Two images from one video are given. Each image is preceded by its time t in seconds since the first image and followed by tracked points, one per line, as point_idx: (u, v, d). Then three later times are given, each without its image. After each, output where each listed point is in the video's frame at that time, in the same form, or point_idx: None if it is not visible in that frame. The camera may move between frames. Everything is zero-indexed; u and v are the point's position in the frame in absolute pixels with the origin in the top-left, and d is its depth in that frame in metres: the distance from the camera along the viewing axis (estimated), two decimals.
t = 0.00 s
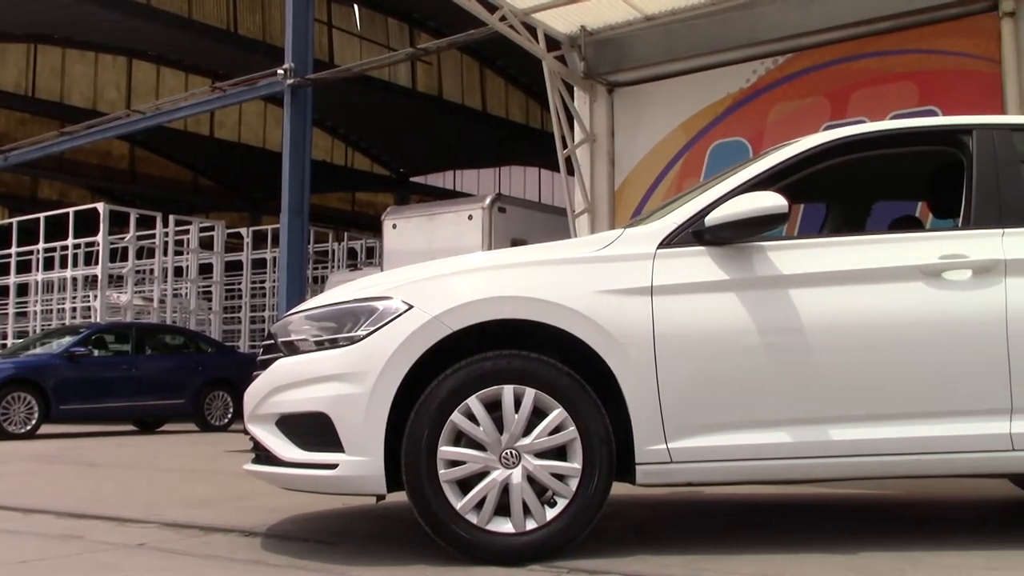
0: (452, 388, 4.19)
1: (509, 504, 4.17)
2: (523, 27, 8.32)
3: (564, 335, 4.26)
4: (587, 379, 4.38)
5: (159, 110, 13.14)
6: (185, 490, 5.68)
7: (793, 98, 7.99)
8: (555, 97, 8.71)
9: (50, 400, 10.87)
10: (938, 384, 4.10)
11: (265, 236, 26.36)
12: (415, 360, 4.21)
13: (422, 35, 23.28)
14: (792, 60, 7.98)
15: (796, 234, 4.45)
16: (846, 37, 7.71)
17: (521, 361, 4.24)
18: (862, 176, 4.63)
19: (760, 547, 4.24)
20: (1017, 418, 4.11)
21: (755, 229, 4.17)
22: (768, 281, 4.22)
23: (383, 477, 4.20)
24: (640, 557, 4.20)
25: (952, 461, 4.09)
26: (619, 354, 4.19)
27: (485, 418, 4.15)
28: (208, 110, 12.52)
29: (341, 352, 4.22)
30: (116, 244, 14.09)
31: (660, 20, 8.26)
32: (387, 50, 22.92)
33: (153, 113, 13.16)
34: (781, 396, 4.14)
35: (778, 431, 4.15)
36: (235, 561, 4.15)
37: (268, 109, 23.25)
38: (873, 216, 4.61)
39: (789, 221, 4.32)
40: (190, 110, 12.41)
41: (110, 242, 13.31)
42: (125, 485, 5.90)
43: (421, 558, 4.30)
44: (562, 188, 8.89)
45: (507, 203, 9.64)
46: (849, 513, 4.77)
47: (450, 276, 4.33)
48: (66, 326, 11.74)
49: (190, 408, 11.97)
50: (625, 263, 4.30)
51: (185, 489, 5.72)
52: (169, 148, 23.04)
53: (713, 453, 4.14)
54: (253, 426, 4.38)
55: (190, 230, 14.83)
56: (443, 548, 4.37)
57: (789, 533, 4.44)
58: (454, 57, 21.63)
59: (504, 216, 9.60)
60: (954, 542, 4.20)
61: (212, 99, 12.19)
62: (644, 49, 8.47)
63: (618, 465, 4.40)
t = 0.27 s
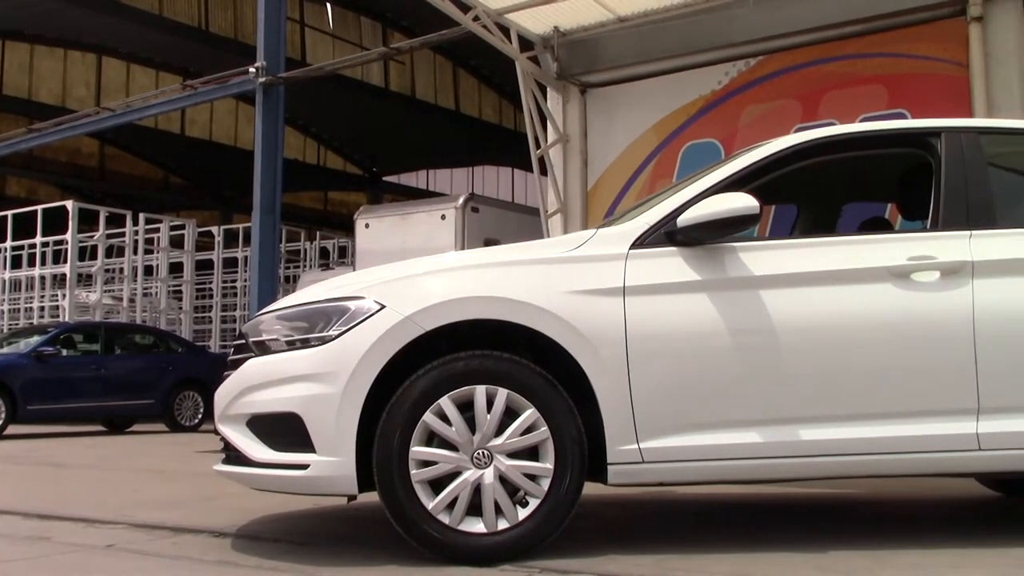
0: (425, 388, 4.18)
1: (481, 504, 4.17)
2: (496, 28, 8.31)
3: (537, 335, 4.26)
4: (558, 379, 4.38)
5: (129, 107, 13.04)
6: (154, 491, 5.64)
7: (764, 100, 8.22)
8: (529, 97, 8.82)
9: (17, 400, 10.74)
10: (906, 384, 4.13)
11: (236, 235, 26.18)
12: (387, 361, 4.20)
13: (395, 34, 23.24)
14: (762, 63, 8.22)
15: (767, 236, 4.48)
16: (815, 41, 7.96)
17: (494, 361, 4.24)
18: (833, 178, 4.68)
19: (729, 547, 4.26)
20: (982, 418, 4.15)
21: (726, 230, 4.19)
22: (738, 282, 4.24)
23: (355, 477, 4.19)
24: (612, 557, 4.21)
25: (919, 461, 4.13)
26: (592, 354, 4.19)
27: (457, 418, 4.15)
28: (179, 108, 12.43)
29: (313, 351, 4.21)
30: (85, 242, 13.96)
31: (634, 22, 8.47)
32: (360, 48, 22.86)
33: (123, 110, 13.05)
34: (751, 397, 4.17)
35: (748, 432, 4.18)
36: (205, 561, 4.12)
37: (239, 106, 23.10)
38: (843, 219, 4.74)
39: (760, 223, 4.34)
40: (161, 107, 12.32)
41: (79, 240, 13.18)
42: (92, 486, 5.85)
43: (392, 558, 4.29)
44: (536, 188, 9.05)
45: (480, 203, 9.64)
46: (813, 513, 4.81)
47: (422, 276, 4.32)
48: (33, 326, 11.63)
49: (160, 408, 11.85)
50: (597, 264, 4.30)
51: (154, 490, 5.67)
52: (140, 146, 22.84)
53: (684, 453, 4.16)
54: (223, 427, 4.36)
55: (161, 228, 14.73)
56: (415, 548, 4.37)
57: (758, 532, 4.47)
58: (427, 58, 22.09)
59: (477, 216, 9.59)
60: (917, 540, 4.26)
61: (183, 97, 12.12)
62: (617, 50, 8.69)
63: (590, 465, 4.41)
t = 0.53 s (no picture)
0: (398, 388, 4.17)
1: (455, 504, 4.17)
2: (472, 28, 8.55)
3: (510, 335, 4.26)
4: (531, 378, 4.38)
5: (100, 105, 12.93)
6: (123, 492, 5.60)
7: (730, 104, 8.83)
8: (504, 96, 9.35)
9: None
10: (875, 383, 4.16)
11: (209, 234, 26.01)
12: (361, 360, 4.19)
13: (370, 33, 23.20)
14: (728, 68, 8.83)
15: (741, 237, 4.50)
16: (779, 44, 8.56)
17: (467, 361, 4.24)
18: (806, 179, 4.70)
19: (701, 545, 4.28)
20: (951, 418, 4.18)
21: (700, 230, 4.20)
22: (712, 282, 4.25)
23: (328, 477, 4.17)
24: (586, 556, 4.22)
25: (889, 460, 4.16)
26: (566, 354, 4.20)
27: (431, 418, 4.14)
28: (152, 106, 12.34)
29: (285, 351, 4.19)
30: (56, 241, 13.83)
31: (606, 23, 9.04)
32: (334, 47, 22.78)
33: (94, 107, 12.94)
34: (723, 396, 4.18)
35: (720, 431, 4.19)
36: (177, 562, 4.10)
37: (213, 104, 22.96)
38: (815, 219, 4.73)
39: (733, 223, 4.36)
40: (133, 105, 12.23)
41: (49, 238, 13.05)
42: (60, 487, 5.79)
43: (365, 558, 4.28)
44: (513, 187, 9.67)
45: (455, 202, 9.63)
46: (780, 512, 4.85)
47: (396, 276, 4.31)
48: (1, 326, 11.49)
49: (131, 407, 11.75)
50: (571, 264, 4.31)
51: (123, 491, 5.63)
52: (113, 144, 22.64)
53: (658, 452, 4.17)
54: (195, 427, 4.34)
55: (133, 226, 14.62)
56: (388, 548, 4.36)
57: (729, 531, 4.50)
58: (402, 57, 21.84)
59: (452, 215, 9.59)
60: (883, 539, 4.29)
61: (156, 95, 12.02)
62: (592, 52, 9.27)
63: (563, 465, 4.42)
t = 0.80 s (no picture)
0: (373, 387, 4.16)
1: (429, 504, 4.16)
2: (447, 27, 8.61)
3: (485, 334, 4.26)
4: (506, 376, 4.38)
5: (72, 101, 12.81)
6: (93, 491, 5.55)
7: (704, 104, 8.95)
8: (479, 95, 9.43)
9: None
10: (848, 383, 4.19)
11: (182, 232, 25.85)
12: (335, 359, 4.18)
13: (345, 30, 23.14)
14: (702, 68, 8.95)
15: (715, 236, 4.52)
16: (752, 46, 8.70)
17: (442, 360, 4.23)
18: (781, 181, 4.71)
19: (674, 544, 4.30)
20: (922, 417, 4.21)
21: (674, 230, 4.22)
22: (685, 281, 4.27)
23: (302, 477, 4.16)
24: (559, 555, 4.22)
25: (859, 458, 4.19)
26: (541, 354, 4.20)
27: (405, 417, 4.14)
28: (124, 102, 12.24)
29: (259, 350, 4.16)
30: (26, 238, 13.68)
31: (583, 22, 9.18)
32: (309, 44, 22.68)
33: (65, 103, 12.81)
34: (696, 395, 4.20)
35: (694, 430, 4.21)
36: (148, 562, 4.07)
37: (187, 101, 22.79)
38: (789, 220, 4.67)
39: (707, 223, 4.38)
40: (105, 101, 12.12)
41: (19, 235, 12.92)
42: (28, 487, 5.74)
43: (339, 558, 4.26)
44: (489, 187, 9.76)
45: (430, 201, 9.62)
46: (747, 510, 4.87)
47: (370, 275, 4.30)
48: None
49: (103, 407, 11.64)
50: (545, 263, 4.31)
51: (93, 490, 5.59)
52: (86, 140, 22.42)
53: (632, 451, 4.18)
54: (167, 426, 4.31)
55: (105, 224, 14.49)
56: (362, 548, 4.35)
57: (700, 529, 4.52)
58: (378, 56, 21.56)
59: (427, 214, 9.57)
60: (851, 537, 4.32)
61: (128, 91, 11.92)
62: (567, 52, 9.36)
63: (538, 464, 4.42)
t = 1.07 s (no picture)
0: (347, 387, 4.14)
1: (403, 504, 4.16)
2: (422, 26, 8.66)
3: (460, 333, 4.26)
4: (481, 376, 4.38)
5: (43, 98, 12.68)
6: (63, 492, 5.50)
7: (680, 104, 9.10)
8: (455, 95, 9.47)
9: None
10: (820, 382, 4.22)
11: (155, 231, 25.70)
12: (309, 358, 4.16)
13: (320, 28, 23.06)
14: (677, 70, 9.10)
15: (689, 237, 4.54)
16: (726, 48, 8.83)
17: (417, 360, 4.22)
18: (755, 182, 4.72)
19: (647, 543, 4.32)
20: (894, 415, 4.25)
21: (649, 231, 4.23)
22: (660, 282, 4.28)
23: (276, 477, 4.14)
24: (533, 555, 4.23)
25: (832, 457, 4.22)
26: (516, 354, 4.20)
27: (380, 417, 4.12)
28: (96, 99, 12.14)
29: (232, 350, 4.14)
30: None
31: (559, 22, 9.28)
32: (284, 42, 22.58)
33: (36, 100, 12.68)
34: (669, 394, 4.21)
35: (668, 430, 4.22)
36: (119, 564, 4.03)
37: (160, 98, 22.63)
38: (763, 220, 4.69)
39: (682, 224, 4.39)
40: (77, 98, 12.02)
41: None
42: None
43: (312, 559, 4.25)
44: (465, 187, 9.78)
45: (405, 200, 9.60)
46: (717, 510, 4.89)
47: (345, 274, 4.29)
48: None
49: (74, 407, 11.55)
50: (520, 263, 4.32)
51: (63, 491, 5.53)
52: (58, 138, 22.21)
53: (607, 451, 4.19)
54: (140, 426, 4.28)
55: (76, 222, 14.37)
56: (337, 548, 4.34)
57: (673, 528, 4.54)
58: (353, 54, 21.54)
59: (402, 213, 9.55)
60: (822, 535, 4.36)
61: (100, 88, 11.82)
62: (545, 52, 9.39)
63: (513, 464, 4.42)
